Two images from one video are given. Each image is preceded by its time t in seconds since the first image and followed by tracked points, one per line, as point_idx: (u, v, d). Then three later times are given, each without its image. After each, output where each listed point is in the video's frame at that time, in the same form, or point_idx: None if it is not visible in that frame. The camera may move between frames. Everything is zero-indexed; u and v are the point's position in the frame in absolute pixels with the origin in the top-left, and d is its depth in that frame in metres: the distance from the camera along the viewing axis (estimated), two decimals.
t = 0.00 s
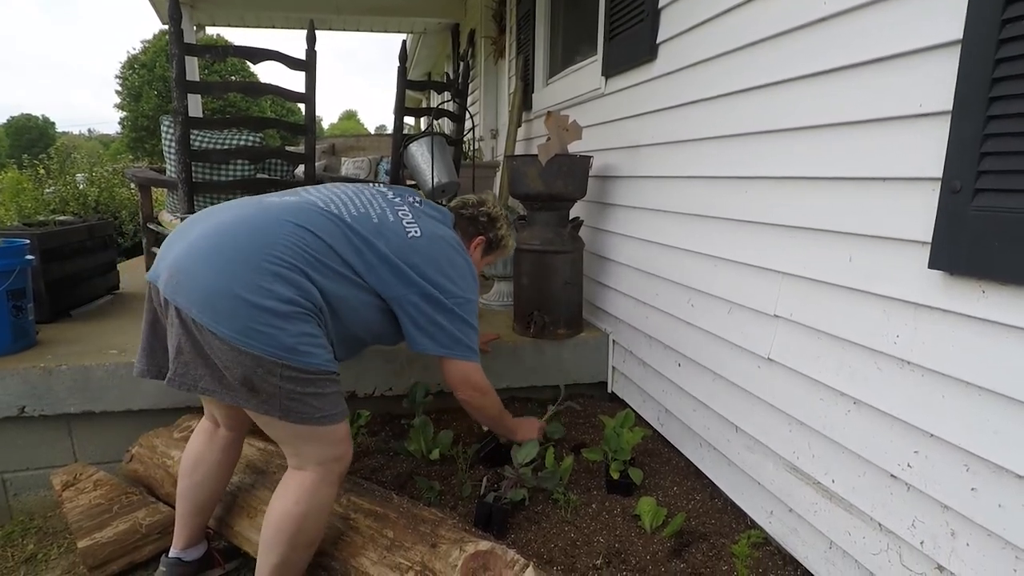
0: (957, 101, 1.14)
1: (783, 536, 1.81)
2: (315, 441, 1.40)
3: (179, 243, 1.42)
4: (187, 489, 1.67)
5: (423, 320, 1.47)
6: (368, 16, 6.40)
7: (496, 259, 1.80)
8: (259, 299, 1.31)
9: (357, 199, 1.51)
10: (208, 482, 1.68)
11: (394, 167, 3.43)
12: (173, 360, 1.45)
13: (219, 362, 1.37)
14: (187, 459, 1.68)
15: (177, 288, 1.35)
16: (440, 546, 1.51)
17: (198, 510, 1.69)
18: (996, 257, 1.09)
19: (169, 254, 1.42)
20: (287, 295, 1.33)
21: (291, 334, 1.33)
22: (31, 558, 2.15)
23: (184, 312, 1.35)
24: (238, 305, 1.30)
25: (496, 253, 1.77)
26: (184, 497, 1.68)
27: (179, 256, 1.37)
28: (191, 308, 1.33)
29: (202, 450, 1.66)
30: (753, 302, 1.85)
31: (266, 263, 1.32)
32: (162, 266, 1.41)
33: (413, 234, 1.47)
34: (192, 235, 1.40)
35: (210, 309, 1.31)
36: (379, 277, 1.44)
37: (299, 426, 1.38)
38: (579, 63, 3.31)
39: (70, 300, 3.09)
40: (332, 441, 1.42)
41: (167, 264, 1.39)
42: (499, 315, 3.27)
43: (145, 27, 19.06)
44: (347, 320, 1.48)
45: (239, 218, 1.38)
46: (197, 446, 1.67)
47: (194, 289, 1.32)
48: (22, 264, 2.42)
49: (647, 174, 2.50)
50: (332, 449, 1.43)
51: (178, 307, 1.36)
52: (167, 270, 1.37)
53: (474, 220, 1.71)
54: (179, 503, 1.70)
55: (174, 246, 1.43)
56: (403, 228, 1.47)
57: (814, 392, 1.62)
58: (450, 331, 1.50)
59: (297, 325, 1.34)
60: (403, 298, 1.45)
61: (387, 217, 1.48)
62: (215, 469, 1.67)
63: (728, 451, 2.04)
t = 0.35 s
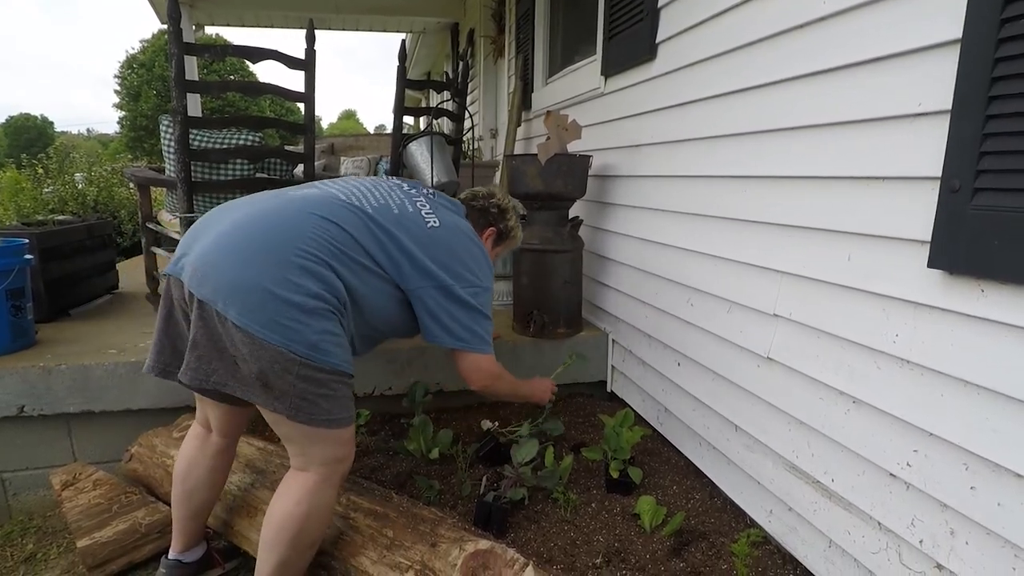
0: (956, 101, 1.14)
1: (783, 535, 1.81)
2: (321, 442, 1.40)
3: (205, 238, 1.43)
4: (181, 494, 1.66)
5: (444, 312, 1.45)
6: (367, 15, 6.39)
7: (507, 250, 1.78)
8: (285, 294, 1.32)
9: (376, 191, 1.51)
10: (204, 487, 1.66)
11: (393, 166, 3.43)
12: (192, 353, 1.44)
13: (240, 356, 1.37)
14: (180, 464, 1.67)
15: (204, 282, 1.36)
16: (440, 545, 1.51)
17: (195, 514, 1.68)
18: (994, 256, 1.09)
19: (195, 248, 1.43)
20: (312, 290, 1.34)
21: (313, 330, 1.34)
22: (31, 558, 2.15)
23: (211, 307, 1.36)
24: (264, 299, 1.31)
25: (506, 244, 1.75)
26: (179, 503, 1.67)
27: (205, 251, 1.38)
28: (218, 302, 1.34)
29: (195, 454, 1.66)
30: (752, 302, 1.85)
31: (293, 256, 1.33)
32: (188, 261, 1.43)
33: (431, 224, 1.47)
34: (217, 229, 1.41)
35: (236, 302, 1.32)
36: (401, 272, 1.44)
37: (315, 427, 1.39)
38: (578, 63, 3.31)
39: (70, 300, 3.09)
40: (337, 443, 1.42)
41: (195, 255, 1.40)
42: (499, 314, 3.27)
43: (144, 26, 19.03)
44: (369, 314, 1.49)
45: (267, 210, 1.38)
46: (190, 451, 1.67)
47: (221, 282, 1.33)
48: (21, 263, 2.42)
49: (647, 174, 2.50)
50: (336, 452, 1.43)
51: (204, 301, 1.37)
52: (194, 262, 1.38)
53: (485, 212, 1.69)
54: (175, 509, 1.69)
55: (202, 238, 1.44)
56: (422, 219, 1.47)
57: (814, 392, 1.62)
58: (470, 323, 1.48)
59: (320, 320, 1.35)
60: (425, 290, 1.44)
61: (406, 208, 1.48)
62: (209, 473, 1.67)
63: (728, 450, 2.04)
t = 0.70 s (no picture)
0: (955, 100, 1.14)
1: (782, 535, 1.81)
2: (333, 444, 1.41)
3: (228, 238, 1.43)
4: (189, 492, 1.66)
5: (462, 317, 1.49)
6: (367, 15, 6.38)
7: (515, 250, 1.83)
8: (308, 296, 1.32)
9: (397, 194, 1.53)
10: (212, 484, 1.66)
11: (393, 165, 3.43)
12: (214, 349, 1.44)
13: (261, 355, 1.38)
14: (188, 461, 1.67)
15: (227, 282, 1.36)
16: (440, 544, 1.52)
17: (203, 511, 1.68)
18: (994, 255, 1.09)
19: (218, 248, 1.43)
20: (335, 293, 1.35)
21: (333, 334, 1.34)
22: (30, 557, 2.15)
23: (234, 307, 1.37)
24: (287, 301, 1.31)
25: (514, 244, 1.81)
26: (186, 501, 1.67)
27: (229, 251, 1.39)
28: (242, 303, 1.34)
29: (205, 451, 1.65)
30: (752, 301, 1.85)
31: (317, 259, 1.34)
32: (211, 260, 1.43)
33: (451, 229, 1.49)
34: (241, 230, 1.42)
35: (259, 304, 1.33)
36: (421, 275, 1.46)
37: (329, 429, 1.38)
38: (578, 62, 3.31)
39: (70, 299, 3.09)
40: (350, 446, 1.42)
41: (218, 256, 1.41)
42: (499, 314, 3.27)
43: (144, 26, 19.02)
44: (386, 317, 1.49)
45: (291, 212, 1.39)
46: (199, 448, 1.66)
47: (245, 283, 1.34)
48: (21, 262, 2.42)
49: (647, 173, 2.50)
50: (347, 454, 1.43)
51: (227, 301, 1.38)
52: (217, 263, 1.39)
53: (497, 213, 1.75)
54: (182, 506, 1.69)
55: (224, 239, 1.44)
56: (442, 224, 1.49)
57: (813, 391, 1.63)
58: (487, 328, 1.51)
59: (341, 324, 1.36)
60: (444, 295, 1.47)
61: (427, 212, 1.50)
62: (219, 472, 1.66)
63: (728, 449, 2.04)
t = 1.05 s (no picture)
0: (954, 101, 1.14)
1: (783, 536, 1.81)
2: (354, 456, 1.43)
3: (238, 258, 1.42)
4: (193, 494, 1.66)
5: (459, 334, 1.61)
6: (367, 17, 6.39)
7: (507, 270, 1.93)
8: (322, 318, 1.34)
9: (407, 220, 1.55)
10: (217, 489, 1.67)
11: (393, 167, 3.43)
12: (223, 374, 1.44)
13: (272, 379, 1.39)
14: (194, 464, 1.66)
15: (239, 304, 1.36)
16: (440, 546, 1.52)
17: (206, 515, 1.69)
18: (994, 256, 1.09)
19: (228, 267, 1.42)
20: (347, 315, 1.37)
21: (345, 354, 1.37)
22: (31, 559, 2.15)
23: (244, 327, 1.36)
24: (301, 323, 1.32)
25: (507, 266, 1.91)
26: (190, 503, 1.67)
27: (241, 272, 1.38)
28: (254, 324, 1.34)
29: (212, 455, 1.65)
30: (752, 302, 1.85)
31: (330, 282, 1.36)
32: (220, 279, 1.42)
33: (455, 261, 1.55)
34: (253, 251, 1.41)
35: (272, 326, 1.33)
36: (425, 297, 1.51)
37: (344, 443, 1.40)
38: (578, 64, 3.32)
39: (70, 302, 3.09)
40: (370, 456, 1.45)
41: (228, 277, 1.40)
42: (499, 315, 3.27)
43: (144, 27, 19.04)
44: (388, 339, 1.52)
45: (302, 234, 1.40)
46: (206, 451, 1.66)
47: (259, 306, 1.34)
48: (21, 265, 2.42)
49: (647, 174, 2.50)
50: (368, 464, 1.46)
51: (237, 321, 1.37)
52: (229, 283, 1.38)
53: (494, 237, 1.83)
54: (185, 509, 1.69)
55: (232, 260, 1.44)
56: (448, 255, 1.54)
57: (813, 392, 1.62)
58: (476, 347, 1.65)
59: (353, 345, 1.38)
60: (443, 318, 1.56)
61: (434, 242, 1.54)
62: (225, 476, 1.66)
63: (728, 450, 2.04)
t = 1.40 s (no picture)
0: (954, 102, 1.14)
1: (782, 537, 1.81)
2: (359, 459, 1.43)
3: (246, 262, 1.41)
4: (195, 493, 1.66)
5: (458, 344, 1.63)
6: (368, 17, 6.39)
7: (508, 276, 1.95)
8: (330, 324, 1.34)
9: (412, 229, 1.56)
10: (219, 487, 1.67)
11: (394, 167, 3.42)
12: (229, 377, 1.43)
13: (278, 383, 1.39)
14: (196, 463, 1.66)
15: (247, 308, 1.35)
16: (440, 546, 1.52)
17: (207, 514, 1.69)
18: (994, 257, 1.09)
19: (235, 270, 1.41)
20: (353, 321, 1.38)
21: (351, 358, 1.37)
22: (30, 559, 2.15)
23: (250, 331, 1.35)
24: (309, 328, 1.32)
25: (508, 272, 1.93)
26: (191, 502, 1.67)
27: (249, 276, 1.37)
28: (261, 328, 1.33)
29: (214, 455, 1.64)
30: (752, 302, 1.85)
31: (338, 289, 1.37)
32: (227, 282, 1.40)
33: (458, 271, 1.58)
34: (260, 255, 1.41)
35: (280, 330, 1.32)
36: (428, 304, 1.52)
37: (349, 446, 1.41)
38: (578, 64, 3.32)
39: (70, 301, 3.09)
40: (375, 459, 1.45)
41: (235, 281, 1.39)
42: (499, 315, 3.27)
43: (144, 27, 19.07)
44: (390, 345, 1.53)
45: (310, 240, 1.40)
46: (209, 450, 1.65)
47: (267, 310, 1.33)
48: (22, 264, 2.42)
49: (647, 174, 2.50)
50: (373, 467, 1.46)
51: (244, 325, 1.36)
52: (237, 286, 1.37)
53: (495, 243, 1.84)
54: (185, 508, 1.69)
55: (238, 264, 1.43)
56: (451, 265, 1.57)
57: (813, 392, 1.63)
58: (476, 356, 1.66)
59: (358, 350, 1.39)
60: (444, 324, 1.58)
61: (439, 252, 1.56)
62: (226, 475, 1.67)
63: (728, 451, 2.04)
